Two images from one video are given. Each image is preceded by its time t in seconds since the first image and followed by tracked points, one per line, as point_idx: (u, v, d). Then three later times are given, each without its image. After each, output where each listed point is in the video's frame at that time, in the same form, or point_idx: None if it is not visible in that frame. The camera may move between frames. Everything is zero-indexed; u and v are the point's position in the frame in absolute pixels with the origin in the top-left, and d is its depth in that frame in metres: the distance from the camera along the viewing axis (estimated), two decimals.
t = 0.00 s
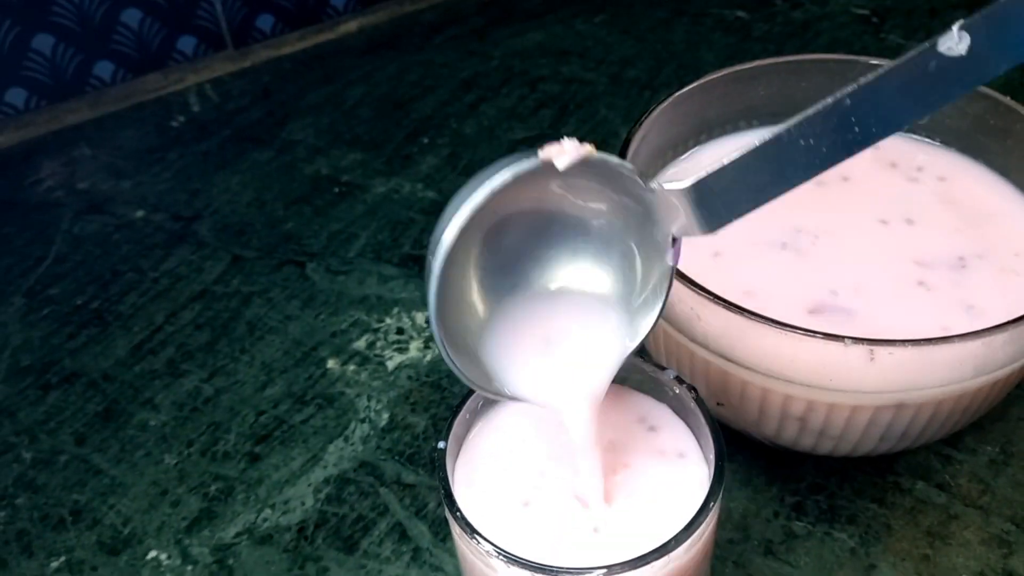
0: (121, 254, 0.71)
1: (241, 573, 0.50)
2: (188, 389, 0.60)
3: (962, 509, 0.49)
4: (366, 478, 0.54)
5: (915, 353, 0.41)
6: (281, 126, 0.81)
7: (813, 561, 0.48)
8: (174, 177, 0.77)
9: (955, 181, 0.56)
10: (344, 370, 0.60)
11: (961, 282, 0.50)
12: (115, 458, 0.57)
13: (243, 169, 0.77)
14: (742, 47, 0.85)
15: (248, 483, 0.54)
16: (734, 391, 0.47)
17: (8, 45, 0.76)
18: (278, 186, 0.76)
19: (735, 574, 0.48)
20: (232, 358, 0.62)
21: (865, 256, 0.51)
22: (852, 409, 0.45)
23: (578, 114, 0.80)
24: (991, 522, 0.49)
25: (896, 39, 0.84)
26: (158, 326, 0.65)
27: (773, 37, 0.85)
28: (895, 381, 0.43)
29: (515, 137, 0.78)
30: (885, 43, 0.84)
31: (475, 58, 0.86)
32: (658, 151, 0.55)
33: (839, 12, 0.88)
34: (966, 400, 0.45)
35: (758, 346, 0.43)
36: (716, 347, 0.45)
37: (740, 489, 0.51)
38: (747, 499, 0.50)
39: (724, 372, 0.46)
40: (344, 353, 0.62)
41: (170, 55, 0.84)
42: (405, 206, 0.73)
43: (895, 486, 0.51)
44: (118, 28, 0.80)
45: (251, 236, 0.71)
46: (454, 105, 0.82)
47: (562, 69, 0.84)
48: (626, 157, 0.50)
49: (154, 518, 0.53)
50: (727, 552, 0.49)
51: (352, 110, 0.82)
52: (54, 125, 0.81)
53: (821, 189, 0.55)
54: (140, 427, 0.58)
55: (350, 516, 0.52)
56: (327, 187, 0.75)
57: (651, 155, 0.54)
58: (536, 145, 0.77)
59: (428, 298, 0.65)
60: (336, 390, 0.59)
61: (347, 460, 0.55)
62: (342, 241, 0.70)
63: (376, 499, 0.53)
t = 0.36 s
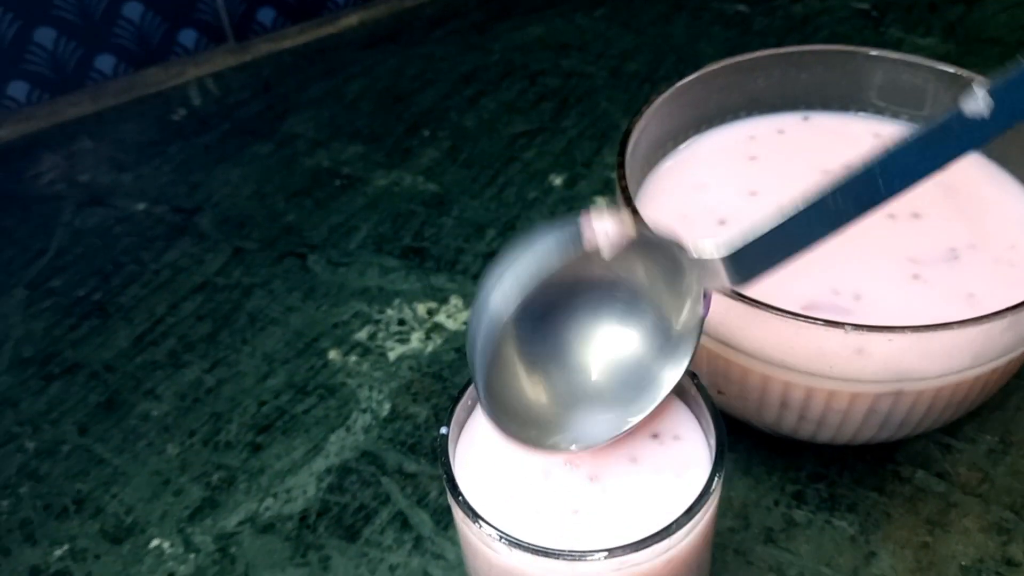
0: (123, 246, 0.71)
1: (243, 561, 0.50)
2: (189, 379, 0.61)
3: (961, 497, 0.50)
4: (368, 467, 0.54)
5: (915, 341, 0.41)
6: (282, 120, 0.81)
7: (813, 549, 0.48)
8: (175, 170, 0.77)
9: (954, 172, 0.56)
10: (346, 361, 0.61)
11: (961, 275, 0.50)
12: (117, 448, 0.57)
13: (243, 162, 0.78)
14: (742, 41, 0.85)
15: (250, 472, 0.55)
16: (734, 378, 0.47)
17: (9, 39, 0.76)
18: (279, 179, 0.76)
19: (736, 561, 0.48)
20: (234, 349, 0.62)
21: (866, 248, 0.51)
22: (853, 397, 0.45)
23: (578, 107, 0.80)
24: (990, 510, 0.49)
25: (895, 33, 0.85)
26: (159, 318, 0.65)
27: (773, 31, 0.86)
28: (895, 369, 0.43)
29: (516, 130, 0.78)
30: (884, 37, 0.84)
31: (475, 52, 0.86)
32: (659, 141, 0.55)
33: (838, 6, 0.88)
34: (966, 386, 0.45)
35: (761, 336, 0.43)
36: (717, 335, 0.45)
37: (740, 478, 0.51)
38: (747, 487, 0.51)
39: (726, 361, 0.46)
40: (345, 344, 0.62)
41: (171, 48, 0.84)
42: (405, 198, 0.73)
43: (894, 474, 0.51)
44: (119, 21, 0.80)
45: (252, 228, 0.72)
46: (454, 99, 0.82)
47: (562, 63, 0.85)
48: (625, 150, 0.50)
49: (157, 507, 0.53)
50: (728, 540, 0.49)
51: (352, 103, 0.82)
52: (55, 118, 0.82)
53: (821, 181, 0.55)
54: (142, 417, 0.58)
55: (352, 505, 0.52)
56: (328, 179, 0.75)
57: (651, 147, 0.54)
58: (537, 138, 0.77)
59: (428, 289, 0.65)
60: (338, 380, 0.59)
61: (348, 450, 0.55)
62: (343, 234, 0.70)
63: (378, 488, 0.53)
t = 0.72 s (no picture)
0: (127, 234, 0.71)
1: (247, 542, 0.51)
2: (193, 365, 0.61)
3: (958, 478, 0.50)
4: (371, 450, 0.55)
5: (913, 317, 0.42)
6: (284, 110, 0.82)
7: (812, 528, 0.49)
8: (178, 160, 0.78)
9: (954, 150, 0.55)
10: (348, 346, 0.61)
11: (962, 249, 0.49)
12: (122, 432, 0.57)
13: (246, 151, 0.78)
14: (741, 32, 0.86)
15: (254, 455, 0.55)
16: (733, 358, 0.47)
17: (13, 30, 0.77)
18: (282, 168, 0.76)
19: (736, 541, 0.48)
20: (237, 335, 0.63)
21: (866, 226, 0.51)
22: (852, 374, 0.45)
23: (578, 97, 0.81)
24: (988, 491, 0.49)
25: (892, 23, 0.85)
26: (163, 304, 0.66)
27: (771, 22, 0.86)
28: (894, 346, 0.43)
29: (517, 120, 0.79)
30: (882, 27, 0.85)
31: (476, 43, 0.87)
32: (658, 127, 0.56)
33: None
34: (964, 364, 0.46)
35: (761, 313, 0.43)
36: (717, 314, 0.45)
37: (740, 459, 0.52)
38: (746, 468, 0.51)
39: (725, 340, 0.47)
40: (348, 330, 0.62)
41: (173, 40, 0.84)
42: (407, 186, 0.74)
43: (892, 455, 0.51)
44: (122, 13, 0.80)
45: (255, 216, 0.72)
46: (455, 89, 0.83)
47: (562, 54, 0.85)
48: (625, 134, 0.51)
49: (161, 489, 0.54)
50: (727, 520, 0.49)
51: (354, 94, 0.83)
52: (58, 109, 0.82)
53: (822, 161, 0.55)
54: (147, 402, 0.59)
55: (356, 487, 0.53)
56: (330, 168, 0.76)
57: (651, 133, 0.55)
58: (537, 127, 0.78)
59: (430, 276, 0.66)
60: (341, 365, 0.60)
61: (352, 433, 0.56)
62: (345, 222, 0.71)
63: (380, 470, 0.53)
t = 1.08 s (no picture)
0: (126, 210, 0.71)
1: (249, 514, 0.50)
2: (194, 339, 0.60)
3: (969, 448, 0.49)
4: (373, 422, 0.54)
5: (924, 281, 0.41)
6: (284, 86, 0.81)
7: (821, 498, 0.48)
8: (177, 136, 0.77)
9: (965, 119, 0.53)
10: (350, 320, 0.60)
11: (968, 213, 0.47)
12: (122, 405, 0.57)
13: (245, 127, 0.77)
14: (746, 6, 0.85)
15: (256, 428, 0.54)
16: (741, 325, 0.47)
17: (10, 3, 0.76)
18: (282, 144, 0.75)
19: (743, 511, 0.48)
20: (238, 309, 0.62)
21: (874, 184, 0.49)
22: (861, 340, 0.44)
23: (581, 71, 0.80)
24: (999, 460, 0.49)
25: None
26: (163, 279, 0.65)
27: None
28: (904, 310, 0.42)
29: (519, 94, 0.78)
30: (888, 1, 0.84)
31: (477, 18, 0.86)
32: (664, 95, 0.54)
33: None
34: (975, 330, 0.45)
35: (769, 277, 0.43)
36: (724, 280, 0.45)
37: (747, 429, 0.51)
38: (754, 439, 0.51)
39: (733, 307, 0.46)
40: (349, 304, 0.62)
41: (172, 17, 0.84)
42: (408, 161, 0.73)
43: (902, 425, 0.51)
44: None
45: (255, 191, 0.71)
46: (457, 64, 0.82)
47: (564, 29, 0.84)
48: (631, 101, 0.50)
49: (162, 462, 0.53)
50: (735, 491, 0.49)
51: (354, 69, 0.82)
52: (56, 85, 0.81)
53: (824, 129, 0.54)
54: (146, 375, 0.58)
55: (358, 459, 0.52)
56: (331, 144, 0.75)
57: (658, 101, 0.54)
58: (540, 102, 0.77)
59: (432, 250, 0.65)
60: (343, 339, 0.59)
61: (354, 406, 0.55)
62: (346, 196, 0.70)
63: (383, 443, 0.53)
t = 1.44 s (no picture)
0: (104, 139, 0.67)
1: (234, 451, 0.48)
2: (176, 271, 0.58)
3: (991, 375, 0.47)
4: (364, 355, 0.51)
5: (951, 192, 0.38)
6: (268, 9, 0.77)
7: (835, 429, 0.46)
8: (157, 62, 0.73)
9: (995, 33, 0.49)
10: (340, 250, 0.57)
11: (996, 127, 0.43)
12: (101, 340, 0.54)
13: (228, 52, 0.73)
14: None
15: (241, 362, 0.52)
16: (753, 247, 0.44)
17: None
18: (266, 69, 0.72)
19: (753, 444, 0.46)
20: (222, 240, 0.59)
21: (896, 91, 0.45)
22: (882, 260, 0.41)
23: None
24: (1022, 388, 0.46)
25: None
26: (143, 210, 0.62)
27: None
28: (930, 225, 0.39)
29: (515, 15, 0.74)
30: None
31: None
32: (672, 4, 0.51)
33: None
34: (1002, 249, 0.42)
35: (785, 191, 0.40)
36: (735, 197, 0.41)
37: (757, 359, 0.49)
38: (764, 369, 0.48)
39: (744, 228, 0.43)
40: (338, 234, 0.59)
41: None
42: (399, 86, 0.69)
43: (920, 353, 0.48)
44: None
45: (239, 118, 0.68)
46: None
47: None
48: (635, 9, 0.46)
49: (143, 398, 0.51)
50: (744, 423, 0.46)
51: None
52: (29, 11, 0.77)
53: (837, 32, 0.49)
54: (127, 309, 0.56)
55: (349, 393, 0.49)
56: (318, 69, 0.71)
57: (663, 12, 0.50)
58: (538, 23, 0.73)
59: (425, 178, 0.62)
60: (332, 269, 0.56)
61: (344, 338, 0.52)
62: (335, 123, 0.67)
63: (375, 376, 0.50)
